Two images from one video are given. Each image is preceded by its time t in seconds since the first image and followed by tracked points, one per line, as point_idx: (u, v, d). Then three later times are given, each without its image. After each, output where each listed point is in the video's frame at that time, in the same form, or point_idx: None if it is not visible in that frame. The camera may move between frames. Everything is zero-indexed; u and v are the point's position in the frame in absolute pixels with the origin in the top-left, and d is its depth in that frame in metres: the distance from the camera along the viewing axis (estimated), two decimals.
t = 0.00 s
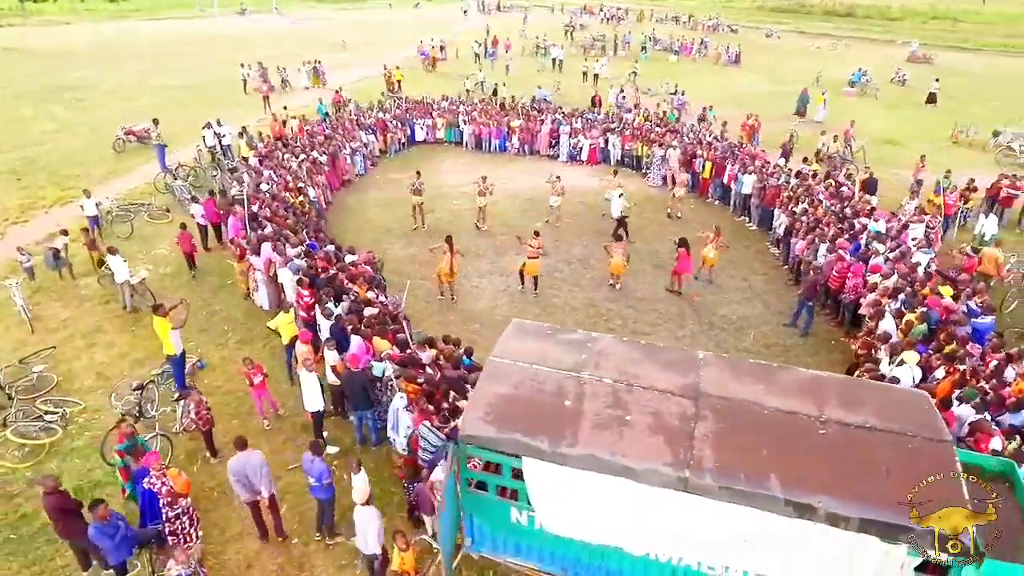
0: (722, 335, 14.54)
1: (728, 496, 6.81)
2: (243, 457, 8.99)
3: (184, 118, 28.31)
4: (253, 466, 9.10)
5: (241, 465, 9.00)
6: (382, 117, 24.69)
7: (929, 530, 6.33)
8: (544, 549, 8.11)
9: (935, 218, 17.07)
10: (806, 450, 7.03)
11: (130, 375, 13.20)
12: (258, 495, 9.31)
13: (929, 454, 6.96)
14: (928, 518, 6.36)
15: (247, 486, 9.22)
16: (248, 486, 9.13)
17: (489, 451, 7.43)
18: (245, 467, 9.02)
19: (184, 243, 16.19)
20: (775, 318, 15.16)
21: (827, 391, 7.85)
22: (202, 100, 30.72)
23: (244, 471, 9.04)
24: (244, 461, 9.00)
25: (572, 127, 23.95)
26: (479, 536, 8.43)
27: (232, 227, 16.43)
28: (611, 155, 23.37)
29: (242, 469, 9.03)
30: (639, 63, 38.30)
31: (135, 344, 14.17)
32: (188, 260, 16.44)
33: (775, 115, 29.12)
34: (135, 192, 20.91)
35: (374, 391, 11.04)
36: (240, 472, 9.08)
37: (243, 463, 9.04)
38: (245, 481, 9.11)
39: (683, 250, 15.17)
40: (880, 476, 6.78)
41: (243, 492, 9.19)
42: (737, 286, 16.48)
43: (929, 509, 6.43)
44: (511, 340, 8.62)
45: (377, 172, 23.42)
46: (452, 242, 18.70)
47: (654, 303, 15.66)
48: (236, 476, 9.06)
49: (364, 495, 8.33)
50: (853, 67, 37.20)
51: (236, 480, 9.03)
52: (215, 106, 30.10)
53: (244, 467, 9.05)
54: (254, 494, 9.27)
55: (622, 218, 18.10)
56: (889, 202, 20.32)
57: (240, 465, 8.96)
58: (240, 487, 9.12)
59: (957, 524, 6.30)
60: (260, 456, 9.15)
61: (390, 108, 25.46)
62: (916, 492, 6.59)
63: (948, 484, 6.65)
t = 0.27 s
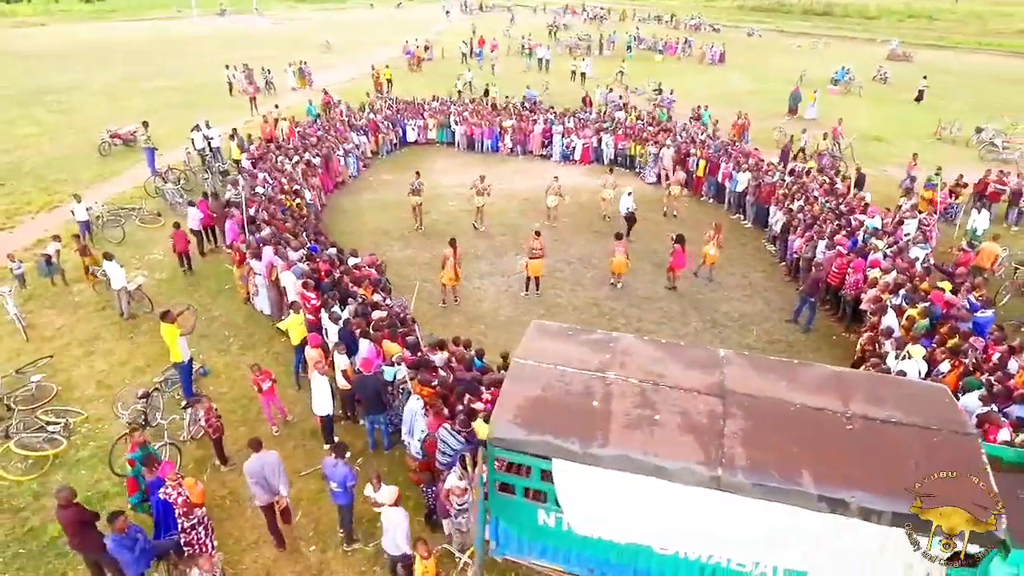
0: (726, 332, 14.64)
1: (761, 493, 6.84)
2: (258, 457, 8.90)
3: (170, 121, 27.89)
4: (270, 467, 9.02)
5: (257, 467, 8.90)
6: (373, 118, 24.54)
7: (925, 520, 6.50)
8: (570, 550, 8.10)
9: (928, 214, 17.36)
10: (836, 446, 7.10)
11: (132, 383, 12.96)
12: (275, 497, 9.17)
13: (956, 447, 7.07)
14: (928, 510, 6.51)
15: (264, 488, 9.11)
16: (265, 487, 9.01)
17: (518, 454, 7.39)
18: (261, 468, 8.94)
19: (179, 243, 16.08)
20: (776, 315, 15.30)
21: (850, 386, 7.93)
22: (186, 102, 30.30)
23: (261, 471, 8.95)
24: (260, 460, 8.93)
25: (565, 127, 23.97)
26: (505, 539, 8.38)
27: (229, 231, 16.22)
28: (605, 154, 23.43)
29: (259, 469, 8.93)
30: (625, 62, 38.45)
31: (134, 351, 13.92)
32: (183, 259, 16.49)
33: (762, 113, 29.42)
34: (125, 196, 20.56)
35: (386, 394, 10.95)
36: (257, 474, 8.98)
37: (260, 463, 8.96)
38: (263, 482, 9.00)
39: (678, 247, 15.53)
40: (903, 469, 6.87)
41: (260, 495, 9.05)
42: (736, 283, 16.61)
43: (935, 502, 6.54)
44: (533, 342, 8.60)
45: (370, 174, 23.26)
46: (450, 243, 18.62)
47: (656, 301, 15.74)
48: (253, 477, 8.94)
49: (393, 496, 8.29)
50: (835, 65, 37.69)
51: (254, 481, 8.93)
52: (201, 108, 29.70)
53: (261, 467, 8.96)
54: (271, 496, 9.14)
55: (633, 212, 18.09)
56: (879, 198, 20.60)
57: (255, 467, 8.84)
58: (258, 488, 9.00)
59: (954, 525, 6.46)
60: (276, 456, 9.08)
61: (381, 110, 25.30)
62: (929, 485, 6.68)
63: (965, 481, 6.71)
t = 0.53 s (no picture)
0: (730, 329, 14.75)
1: (794, 490, 6.90)
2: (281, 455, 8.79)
3: (157, 123, 27.48)
4: (293, 463, 8.92)
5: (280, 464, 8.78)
6: (366, 119, 24.39)
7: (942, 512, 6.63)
8: (599, 550, 8.13)
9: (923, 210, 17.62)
10: (866, 441, 7.18)
11: (135, 390, 12.75)
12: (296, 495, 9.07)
13: (982, 439, 7.17)
14: (931, 504, 6.63)
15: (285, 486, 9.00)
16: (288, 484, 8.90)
17: (549, 456, 7.36)
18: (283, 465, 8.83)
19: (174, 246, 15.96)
20: (778, 311, 15.46)
21: (874, 381, 8.02)
22: (172, 104, 29.87)
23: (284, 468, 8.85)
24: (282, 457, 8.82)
25: (558, 126, 24.00)
26: (531, 541, 8.34)
27: (228, 234, 16.02)
28: (599, 154, 23.50)
29: (283, 467, 8.80)
30: (612, 61, 38.60)
31: (136, 358, 13.70)
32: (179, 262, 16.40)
33: (751, 111, 29.69)
34: (116, 201, 20.23)
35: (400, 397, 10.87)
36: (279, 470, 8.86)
37: (283, 460, 8.86)
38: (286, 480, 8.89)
39: (679, 243, 15.64)
40: (923, 464, 6.95)
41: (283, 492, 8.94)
42: (737, 281, 16.75)
43: (939, 498, 6.64)
44: (557, 342, 8.59)
45: (364, 175, 23.11)
46: (450, 244, 18.56)
47: (659, 299, 15.82)
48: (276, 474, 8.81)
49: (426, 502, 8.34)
50: (818, 64, 38.17)
51: (277, 478, 8.80)
52: (187, 110, 29.28)
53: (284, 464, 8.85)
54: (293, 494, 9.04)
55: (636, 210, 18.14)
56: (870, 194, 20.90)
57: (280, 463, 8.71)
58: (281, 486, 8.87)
59: (952, 524, 6.61)
60: (297, 453, 9.00)
61: (374, 111, 25.14)
62: (938, 483, 6.75)
63: (976, 483, 6.72)
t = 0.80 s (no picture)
0: (736, 326, 14.85)
1: (828, 486, 6.96)
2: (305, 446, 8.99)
3: (145, 125, 27.09)
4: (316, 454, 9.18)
5: (304, 454, 9.01)
6: (361, 120, 24.23)
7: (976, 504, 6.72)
8: (629, 549, 8.09)
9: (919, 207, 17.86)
10: (896, 435, 7.26)
11: (142, 397, 12.56)
12: (319, 483, 9.32)
13: (1010, 432, 7.26)
14: (929, 511, 6.88)
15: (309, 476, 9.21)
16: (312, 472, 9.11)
17: (583, 456, 7.36)
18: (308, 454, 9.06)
19: (169, 245, 15.97)
20: (782, 308, 15.59)
21: (899, 377, 8.13)
22: (160, 106, 29.47)
23: (309, 458, 9.08)
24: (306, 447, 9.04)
25: (554, 126, 24.02)
26: (561, 541, 8.25)
27: (229, 238, 15.83)
28: (595, 153, 23.55)
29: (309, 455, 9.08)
30: (601, 61, 38.69)
31: (140, 365, 13.50)
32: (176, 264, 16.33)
33: (742, 109, 29.91)
34: (110, 205, 19.93)
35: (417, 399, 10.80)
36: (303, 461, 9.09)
37: (306, 450, 9.07)
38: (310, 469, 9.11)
39: (682, 242, 15.73)
40: (945, 460, 6.98)
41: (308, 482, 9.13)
42: (739, 278, 16.87)
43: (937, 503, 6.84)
44: (583, 343, 8.60)
45: (360, 176, 22.96)
46: (451, 245, 18.48)
47: (664, 298, 15.88)
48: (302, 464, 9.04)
49: (459, 504, 8.42)
50: (805, 62, 38.56)
51: (304, 466, 9.03)
52: (176, 112, 28.90)
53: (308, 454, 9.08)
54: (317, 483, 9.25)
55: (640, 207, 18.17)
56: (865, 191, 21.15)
57: (304, 453, 8.93)
58: (307, 475, 9.07)
59: (953, 525, 6.88)
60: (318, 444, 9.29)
61: (368, 111, 24.98)
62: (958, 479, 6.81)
63: (1006, 476, 6.79)
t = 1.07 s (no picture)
0: (741, 323, 14.97)
1: (861, 479, 7.05)
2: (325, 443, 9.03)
3: (132, 128, 26.66)
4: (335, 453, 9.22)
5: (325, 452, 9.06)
6: (354, 121, 24.07)
7: (1007, 494, 6.84)
8: (657, 548, 8.18)
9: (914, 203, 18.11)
10: (924, 429, 7.38)
11: (149, 404, 12.37)
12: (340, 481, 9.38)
13: None
14: (928, 518, 7.16)
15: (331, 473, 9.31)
16: (335, 469, 9.18)
17: (616, 455, 7.41)
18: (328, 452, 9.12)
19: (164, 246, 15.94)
20: (785, 304, 15.75)
21: (921, 371, 8.26)
22: (146, 108, 29.05)
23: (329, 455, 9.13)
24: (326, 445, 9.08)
25: (549, 126, 24.04)
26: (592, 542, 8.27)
27: (230, 241, 15.64)
28: (590, 153, 23.60)
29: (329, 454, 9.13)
30: (588, 60, 38.78)
31: (144, 372, 13.29)
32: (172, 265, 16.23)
33: (731, 108, 30.16)
34: (102, 210, 19.61)
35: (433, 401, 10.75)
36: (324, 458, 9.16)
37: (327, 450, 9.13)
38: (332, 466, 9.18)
39: (684, 240, 15.85)
40: (967, 454, 7.12)
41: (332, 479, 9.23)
42: (740, 275, 17.01)
43: (933, 510, 7.11)
44: (608, 342, 8.61)
45: (355, 178, 22.81)
46: (451, 246, 18.42)
47: (668, 296, 15.97)
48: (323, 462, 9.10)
49: (486, 504, 8.34)
50: (789, 61, 38.94)
51: (326, 463, 9.10)
52: (163, 115, 28.51)
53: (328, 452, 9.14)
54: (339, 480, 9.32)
55: (638, 204, 18.27)
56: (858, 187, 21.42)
57: (324, 451, 8.96)
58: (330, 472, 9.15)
59: (956, 523, 7.15)
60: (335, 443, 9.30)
61: (360, 113, 24.83)
62: (986, 470, 6.95)
63: None
